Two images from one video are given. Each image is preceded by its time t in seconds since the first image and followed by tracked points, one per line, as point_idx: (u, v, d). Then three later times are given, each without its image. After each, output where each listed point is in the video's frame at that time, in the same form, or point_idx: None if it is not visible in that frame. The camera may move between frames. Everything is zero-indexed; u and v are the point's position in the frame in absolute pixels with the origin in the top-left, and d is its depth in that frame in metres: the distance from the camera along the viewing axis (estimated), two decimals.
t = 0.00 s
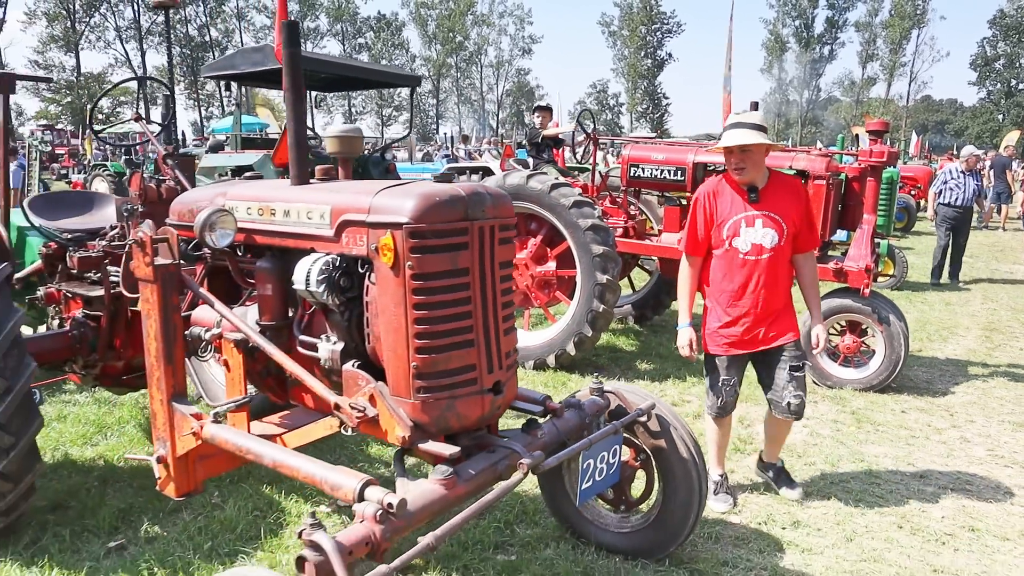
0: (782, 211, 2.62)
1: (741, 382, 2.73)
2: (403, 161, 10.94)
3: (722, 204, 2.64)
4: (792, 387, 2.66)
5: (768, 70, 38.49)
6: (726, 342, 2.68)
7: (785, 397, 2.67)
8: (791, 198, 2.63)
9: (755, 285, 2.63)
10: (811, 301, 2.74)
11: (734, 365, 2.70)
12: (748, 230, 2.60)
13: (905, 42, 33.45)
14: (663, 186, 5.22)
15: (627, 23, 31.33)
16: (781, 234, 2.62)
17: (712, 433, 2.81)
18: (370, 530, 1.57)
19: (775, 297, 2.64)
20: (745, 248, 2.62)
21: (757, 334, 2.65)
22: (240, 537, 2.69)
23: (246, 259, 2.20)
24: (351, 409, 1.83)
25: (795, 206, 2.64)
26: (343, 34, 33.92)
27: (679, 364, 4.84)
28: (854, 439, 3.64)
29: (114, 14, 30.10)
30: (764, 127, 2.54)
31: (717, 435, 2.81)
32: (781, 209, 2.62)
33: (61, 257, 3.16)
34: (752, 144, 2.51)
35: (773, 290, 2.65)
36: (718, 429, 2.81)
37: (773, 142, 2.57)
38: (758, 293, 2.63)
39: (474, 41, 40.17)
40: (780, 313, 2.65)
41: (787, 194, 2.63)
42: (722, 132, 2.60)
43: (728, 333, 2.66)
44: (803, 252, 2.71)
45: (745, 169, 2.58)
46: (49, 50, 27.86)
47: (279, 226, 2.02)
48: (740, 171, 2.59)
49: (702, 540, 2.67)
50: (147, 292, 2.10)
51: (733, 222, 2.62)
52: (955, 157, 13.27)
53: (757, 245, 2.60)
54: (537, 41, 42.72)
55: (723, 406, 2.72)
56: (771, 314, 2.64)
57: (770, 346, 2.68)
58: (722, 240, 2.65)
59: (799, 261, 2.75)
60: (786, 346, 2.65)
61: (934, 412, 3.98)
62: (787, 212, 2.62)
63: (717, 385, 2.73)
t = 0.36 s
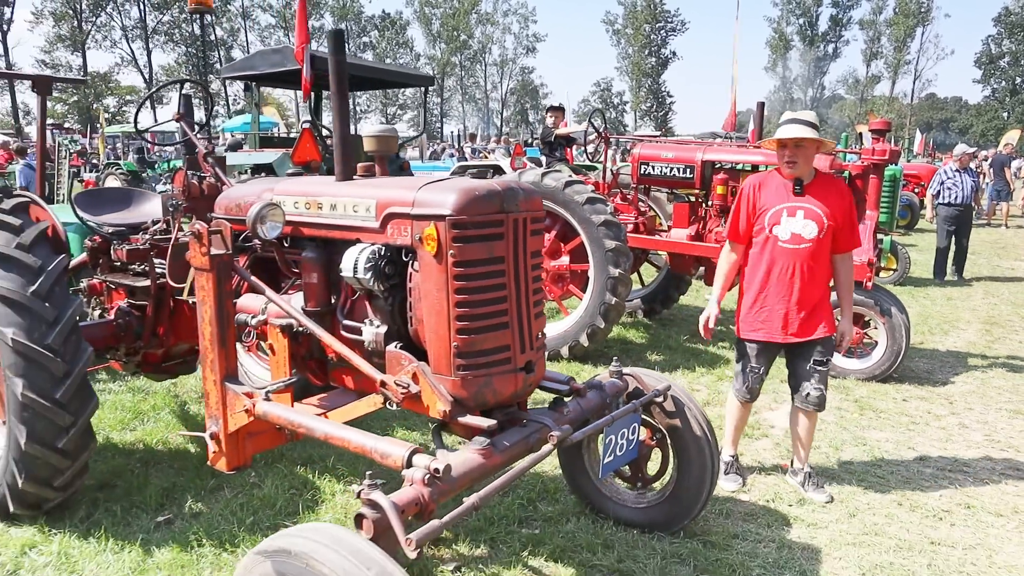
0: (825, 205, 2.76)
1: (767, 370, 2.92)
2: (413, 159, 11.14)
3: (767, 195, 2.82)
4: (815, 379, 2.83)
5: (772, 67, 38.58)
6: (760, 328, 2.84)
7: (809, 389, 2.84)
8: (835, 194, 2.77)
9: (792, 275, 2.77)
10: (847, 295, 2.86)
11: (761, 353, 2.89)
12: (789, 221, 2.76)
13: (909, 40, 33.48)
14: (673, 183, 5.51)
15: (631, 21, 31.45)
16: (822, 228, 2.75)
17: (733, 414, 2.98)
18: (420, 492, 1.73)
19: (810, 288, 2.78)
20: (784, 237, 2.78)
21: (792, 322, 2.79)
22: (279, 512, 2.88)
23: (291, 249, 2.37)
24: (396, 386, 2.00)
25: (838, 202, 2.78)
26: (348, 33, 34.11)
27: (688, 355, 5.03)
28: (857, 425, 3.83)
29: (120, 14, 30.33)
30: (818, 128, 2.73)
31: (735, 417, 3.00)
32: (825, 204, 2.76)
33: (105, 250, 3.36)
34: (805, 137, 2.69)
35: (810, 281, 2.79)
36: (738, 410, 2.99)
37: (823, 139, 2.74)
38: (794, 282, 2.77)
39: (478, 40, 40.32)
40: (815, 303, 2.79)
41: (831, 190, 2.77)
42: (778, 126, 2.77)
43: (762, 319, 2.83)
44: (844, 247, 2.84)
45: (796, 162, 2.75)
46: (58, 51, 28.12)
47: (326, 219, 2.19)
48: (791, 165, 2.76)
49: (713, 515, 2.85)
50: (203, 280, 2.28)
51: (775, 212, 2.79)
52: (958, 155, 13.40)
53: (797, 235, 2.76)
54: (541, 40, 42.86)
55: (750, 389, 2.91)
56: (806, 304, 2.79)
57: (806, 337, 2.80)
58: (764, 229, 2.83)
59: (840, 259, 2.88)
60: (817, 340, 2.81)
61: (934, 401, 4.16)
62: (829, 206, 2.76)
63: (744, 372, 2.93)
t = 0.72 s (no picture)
0: (867, 208, 2.88)
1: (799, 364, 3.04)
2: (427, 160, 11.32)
3: (812, 194, 2.98)
4: (835, 373, 2.99)
5: (780, 68, 38.58)
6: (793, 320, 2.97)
7: (828, 381, 3.01)
8: (878, 199, 2.90)
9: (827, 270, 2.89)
10: (880, 297, 2.96)
11: (794, 346, 3.01)
12: (829, 219, 2.90)
13: (918, 40, 33.45)
14: (688, 185, 5.73)
15: (638, 22, 31.56)
16: (861, 230, 2.87)
17: (761, 406, 3.12)
18: (466, 469, 1.87)
19: (845, 286, 2.90)
20: (823, 234, 2.91)
21: (823, 317, 2.90)
22: (317, 497, 3.03)
23: (334, 245, 2.51)
24: (440, 373, 2.15)
25: (881, 207, 2.90)
26: (357, 35, 34.31)
27: (702, 352, 5.17)
28: (867, 417, 3.97)
29: (131, 16, 30.59)
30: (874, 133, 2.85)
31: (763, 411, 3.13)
32: (867, 208, 2.88)
33: (147, 248, 3.49)
34: (857, 141, 2.81)
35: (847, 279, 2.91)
36: (766, 402, 3.12)
37: (874, 145, 2.86)
38: (831, 279, 2.89)
39: (486, 41, 40.49)
40: (849, 301, 2.90)
41: (875, 195, 2.90)
42: (834, 128, 2.90)
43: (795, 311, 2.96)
44: (883, 254, 2.95)
45: (845, 165, 2.88)
46: (69, 52, 28.39)
47: (371, 217, 2.33)
48: (840, 166, 2.90)
49: (731, 500, 2.99)
50: (254, 275, 2.42)
51: (817, 210, 2.94)
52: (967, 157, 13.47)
53: (836, 234, 2.88)
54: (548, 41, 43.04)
55: (783, 383, 3.02)
56: (840, 301, 2.90)
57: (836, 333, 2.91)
58: (803, 225, 2.98)
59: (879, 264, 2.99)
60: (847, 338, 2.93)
61: (942, 395, 4.29)
62: (871, 210, 2.88)
63: (776, 363, 3.05)
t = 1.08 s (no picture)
0: (893, 210, 3.00)
1: (825, 356, 3.14)
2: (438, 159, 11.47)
3: (841, 191, 3.10)
4: (852, 364, 3.13)
5: (786, 66, 38.59)
6: (812, 311, 3.11)
7: (844, 371, 3.15)
8: (904, 203, 3.02)
9: (849, 266, 3.02)
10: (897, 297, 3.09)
11: (818, 338, 3.12)
12: (856, 218, 3.02)
13: (925, 39, 33.44)
14: (701, 183, 5.88)
15: (644, 21, 31.63)
16: (885, 230, 3.00)
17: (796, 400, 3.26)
18: (507, 449, 2.01)
19: (866, 283, 3.02)
20: (848, 231, 3.04)
21: (841, 310, 3.04)
22: (351, 481, 3.15)
23: (375, 239, 2.65)
24: (479, 359, 2.30)
25: (906, 210, 3.02)
26: (363, 34, 34.45)
27: (714, 346, 5.31)
28: (877, 409, 4.10)
29: (139, 15, 30.76)
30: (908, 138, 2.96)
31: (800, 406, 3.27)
32: (893, 210, 3.00)
33: (185, 243, 3.62)
34: (892, 144, 2.93)
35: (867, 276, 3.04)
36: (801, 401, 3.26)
37: (907, 150, 2.98)
38: (853, 274, 3.02)
39: (491, 40, 40.59)
40: (868, 297, 3.03)
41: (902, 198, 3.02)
42: (869, 129, 3.02)
43: (815, 303, 3.10)
44: (904, 257, 3.07)
45: (878, 166, 2.99)
46: (78, 51, 28.59)
47: (411, 213, 2.47)
48: (872, 167, 3.01)
49: (748, 486, 3.12)
50: (299, 267, 2.55)
51: (845, 207, 3.06)
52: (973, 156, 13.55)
53: (860, 232, 3.01)
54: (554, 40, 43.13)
55: (810, 374, 3.13)
56: (859, 296, 3.03)
57: (852, 327, 3.05)
58: (830, 221, 3.10)
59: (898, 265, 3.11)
60: (862, 333, 3.06)
61: (950, 388, 4.42)
62: (897, 212, 3.00)
63: (802, 356, 3.17)
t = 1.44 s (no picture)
0: (902, 208, 3.13)
1: (840, 351, 3.24)
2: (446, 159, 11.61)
3: (852, 192, 3.23)
4: (861, 359, 3.25)
5: (789, 66, 38.67)
6: (824, 306, 3.22)
7: (853, 366, 3.28)
8: (912, 203, 3.15)
9: (859, 263, 3.14)
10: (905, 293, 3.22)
11: (833, 334, 3.22)
12: (866, 216, 3.15)
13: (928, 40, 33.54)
14: (709, 184, 6.04)
15: (646, 22, 31.76)
16: (894, 229, 3.12)
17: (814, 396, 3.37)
18: (536, 433, 2.13)
19: (876, 280, 3.15)
20: (858, 229, 3.16)
21: (852, 305, 3.16)
22: (377, 469, 3.28)
23: (403, 237, 2.78)
24: (506, 350, 2.42)
25: (915, 210, 3.15)
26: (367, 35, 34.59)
27: (722, 343, 5.44)
28: (881, 402, 4.23)
29: (144, 16, 30.92)
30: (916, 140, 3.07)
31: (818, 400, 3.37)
32: (901, 209, 3.13)
33: (213, 242, 3.72)
34: (901, 147, 3.04)
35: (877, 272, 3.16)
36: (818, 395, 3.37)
37: (915, 152, 3.11)
38: (864, 271, 3.14)
39: (495, 41, 40.72)
40: (878, 293, 3.15)
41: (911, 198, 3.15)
42: (878, 132, 3.12)
43: (826, 298, 3.22)
44: (911, 255, 3.21)
45: (887, 167, 3.12)
46: (83, 52, 28.74)
47: (439, 211, 2.60)
48: (882, 169, 3.13)
49: (758, 475, 3.24)
50: (332, 263, 2.69)
51: (855, 207, 3.19)
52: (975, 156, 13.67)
53: (871, 230, 3.14)
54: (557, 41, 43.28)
55: (824, 369, 3.24)
56: (870, 292, 3.15)
57: (863, 321, 3.17)
58: (841, 220, 3.23)
59: (906, 263, 3.24)
60: (872, 327, 3.19)
61: (952, 383, 4.54)
62: (905, 211, 3.14)
63: (817, 351, 3.27)
